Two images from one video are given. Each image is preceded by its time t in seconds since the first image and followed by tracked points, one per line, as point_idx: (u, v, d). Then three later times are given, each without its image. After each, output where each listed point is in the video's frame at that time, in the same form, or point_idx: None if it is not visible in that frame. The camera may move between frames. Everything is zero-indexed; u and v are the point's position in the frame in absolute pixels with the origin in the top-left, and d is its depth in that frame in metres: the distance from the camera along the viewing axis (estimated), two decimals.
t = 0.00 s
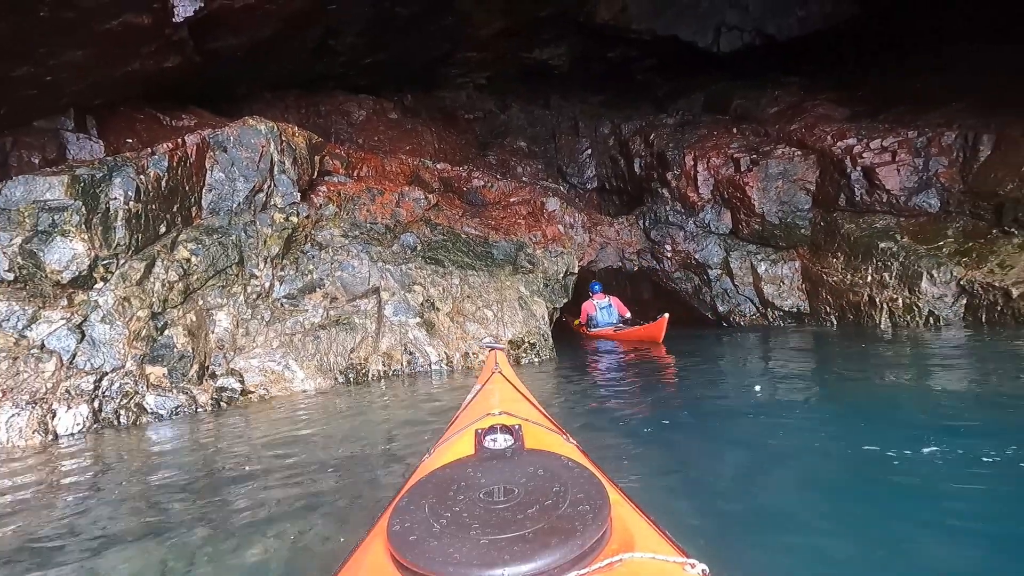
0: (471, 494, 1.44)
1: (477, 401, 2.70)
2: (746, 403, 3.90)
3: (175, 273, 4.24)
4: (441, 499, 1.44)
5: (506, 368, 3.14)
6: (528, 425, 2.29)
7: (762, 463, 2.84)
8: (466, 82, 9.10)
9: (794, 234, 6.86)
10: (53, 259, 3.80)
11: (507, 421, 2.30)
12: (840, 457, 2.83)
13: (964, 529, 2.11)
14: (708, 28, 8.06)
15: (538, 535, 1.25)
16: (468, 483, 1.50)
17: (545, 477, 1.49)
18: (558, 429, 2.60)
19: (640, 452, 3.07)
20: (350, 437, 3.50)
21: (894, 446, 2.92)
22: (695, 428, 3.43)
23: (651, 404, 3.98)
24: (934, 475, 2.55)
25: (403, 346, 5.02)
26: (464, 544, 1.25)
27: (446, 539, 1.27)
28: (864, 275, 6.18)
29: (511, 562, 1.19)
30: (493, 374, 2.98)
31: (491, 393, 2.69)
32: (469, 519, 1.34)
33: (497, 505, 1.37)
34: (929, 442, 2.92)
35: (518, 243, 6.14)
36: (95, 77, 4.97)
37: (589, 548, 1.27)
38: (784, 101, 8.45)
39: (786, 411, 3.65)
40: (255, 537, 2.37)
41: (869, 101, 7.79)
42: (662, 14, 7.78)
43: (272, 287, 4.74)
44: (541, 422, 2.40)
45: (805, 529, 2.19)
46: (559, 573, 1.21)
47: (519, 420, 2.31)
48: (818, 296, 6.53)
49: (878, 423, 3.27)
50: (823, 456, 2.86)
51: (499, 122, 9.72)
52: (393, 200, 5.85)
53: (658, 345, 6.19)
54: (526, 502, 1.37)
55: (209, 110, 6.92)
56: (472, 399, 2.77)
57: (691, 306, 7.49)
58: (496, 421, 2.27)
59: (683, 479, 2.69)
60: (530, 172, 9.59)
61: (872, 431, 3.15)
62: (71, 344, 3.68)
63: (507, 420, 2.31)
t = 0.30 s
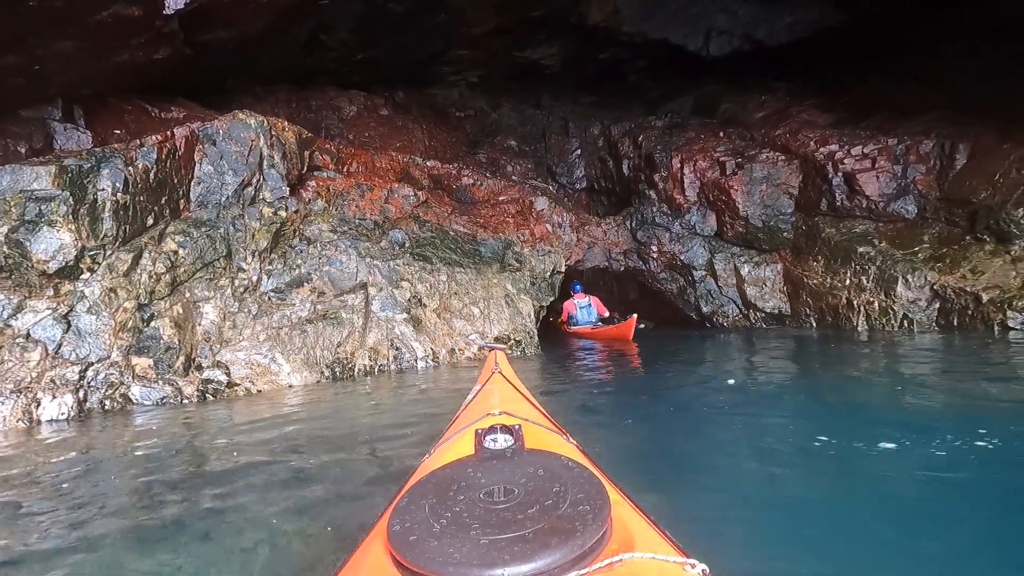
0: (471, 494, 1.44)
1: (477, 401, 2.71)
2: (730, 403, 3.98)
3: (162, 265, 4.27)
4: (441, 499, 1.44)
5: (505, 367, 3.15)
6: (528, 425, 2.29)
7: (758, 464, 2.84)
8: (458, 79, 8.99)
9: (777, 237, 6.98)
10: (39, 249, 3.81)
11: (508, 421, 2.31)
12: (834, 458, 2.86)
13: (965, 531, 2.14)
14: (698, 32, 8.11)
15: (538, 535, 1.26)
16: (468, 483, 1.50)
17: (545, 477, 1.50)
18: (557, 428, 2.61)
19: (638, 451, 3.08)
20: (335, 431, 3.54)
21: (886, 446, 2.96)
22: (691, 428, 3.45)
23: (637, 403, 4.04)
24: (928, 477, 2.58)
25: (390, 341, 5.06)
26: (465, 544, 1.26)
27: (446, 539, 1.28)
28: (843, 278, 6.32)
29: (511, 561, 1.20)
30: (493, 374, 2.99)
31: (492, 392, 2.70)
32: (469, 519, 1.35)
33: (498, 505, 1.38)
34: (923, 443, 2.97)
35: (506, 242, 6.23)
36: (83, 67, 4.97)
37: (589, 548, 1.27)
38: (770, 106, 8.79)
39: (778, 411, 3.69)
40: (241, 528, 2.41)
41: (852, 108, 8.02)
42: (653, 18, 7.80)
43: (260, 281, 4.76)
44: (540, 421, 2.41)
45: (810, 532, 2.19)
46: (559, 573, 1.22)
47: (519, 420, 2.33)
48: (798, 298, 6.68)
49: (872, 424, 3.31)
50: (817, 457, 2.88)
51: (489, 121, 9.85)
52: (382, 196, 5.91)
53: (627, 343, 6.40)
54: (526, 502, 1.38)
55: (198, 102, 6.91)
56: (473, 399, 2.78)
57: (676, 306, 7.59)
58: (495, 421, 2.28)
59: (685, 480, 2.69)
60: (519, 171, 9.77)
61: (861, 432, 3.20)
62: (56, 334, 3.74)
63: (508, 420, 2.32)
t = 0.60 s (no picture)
0: (471, 494, 1.49)
1: (478, 400, 2.76)
2: (717, 406, 4.04)
3: (151, 262, 4.29)
4: (441, 499, 1.49)
5: (505, 366, 3.20)
6: (528, 425, 2.34)
7: (757, 466, 2.89)
8: (451, 83, 9.17)
9: (762, 244, 7.10)
10: (27, 245, 3.82)
11: (508, 420, 2.36)
12: (834, 460, 2.91)
13: (964, 533, 2.19)
14: (687, 40, 8.30)
15: (538, 535, 1.29)
16: (468, 483, 1.55)
17: (545, 477, 1.54)
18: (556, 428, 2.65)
19: (638, 454, 3.11)
20: (322, 430, 3.57)
21: (883, 448, 3.02)
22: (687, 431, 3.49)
23: (625, 406, 4.10)
24: (925, 479, 2.64)
25: (378, 341, 5.08)
26: (464, 544, 1.29)
27: (446, 539, 1.32)
28: (826, 284, 6.42)
29: (511, 562, 1.23)
30: (493, 374, 3.04)
31: (492, 393, 2.75)
32: (469, 519, 1.38)
33: (497, 505, 1.41)
34: (918, 445, 3.03)
35: (496, 244, 6.29)
36: (75, 64, 4.98)
37: (589, 548, 1.30)
38: (758, 114, 8.67)
39: (772, 414, 3.74)
40: (227, 525, 2.44)
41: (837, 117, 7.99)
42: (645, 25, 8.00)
43: (249, 280, 4.78)
44: (540, 422, 2.45)
45: (814, 535, 2.23)
46: (559, 573, 1.24)
47: (519, 420, 2.38)
48: (783, 303, 6.78)
49: (867, 427, 3.37)
50: (816, 459, 2.93)
51: (483, 122, 9.82)
52: (373, 197, 5.93)
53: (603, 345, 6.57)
54: (525, 502, 1.42)
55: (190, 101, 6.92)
56: (473, 398, 2.82)
57: (663, 310, 7.69)
58: (496, 421, 2.33)
59: (688, 482, 2.73)
60: (510, 174, 9.78)
61: (857, 434, 3.26)
62: (43, 331, 3.76)
63: (507, 420, 2.37)
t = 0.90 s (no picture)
0: (471, 494, 1.51)
1: (477, 401, 2.78)
2: (707, 414, 4.08)
3: (143, 258, 4.30)
4: (441, 499, 1.51)
5: (506, 367, 3.24)
6: (527, 425, 2.36)
7: (754, 475, 2.93)
8: (450, 87, 9.25)
9: (753, 256, 7.17)
10: (19, 237, 3.82)
11: (508, 420, 2.38)
12: (830, 471, 2.96)
13: (968, 542, 2.25)
14: (685, 52, 8.43)
15: (538, 535, 1.31)
16: (468, 484, 1.58)
17: (545, 477, 1.57)
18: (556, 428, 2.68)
19: (638, 460, 3.15)
20: (309, 430, 3.58)
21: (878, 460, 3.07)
22: (684, 439, 3.53)
23: (616, 413, 4.13)
24: (921, 491, 2.68)
25: (368, 343, 5.09)
26: (464, 544, 1.31)
27: (446, 539, 1.34)
28: (813, 297, 6.49)
29: (511, 561, 1.25)
30: (493, 374, 3.07)
31: (492, 393, 2.77)
32: (469, 519, 1.41)
33: (498, 505, 1.44)
34: (912, 456, 3.10)
35: (489, 249, 6.32)
36: (73, 58, 5.00)
37: (589, 548, 1.32)
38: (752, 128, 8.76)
39: (764, 423, 3.80)
40: (210, 522, 2.46)
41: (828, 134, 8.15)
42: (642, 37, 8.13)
43: (241, 278, 4.79)
44: (539, 422, 2.47)
45: (822, 543, 2.28)
46: (559, 573, 1.26)
47: (520, 420, 2.40)
48: (771, 316, 6.82)
49: (863, 439, 3.42)
50: (812, 469, 2.98)
51: (480, 128, 9.87)
52: (367, 199, 5.95)
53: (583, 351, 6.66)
54: (525, 502, 1.45)
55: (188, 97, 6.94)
56: (473, 399, 2.86)
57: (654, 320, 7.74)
58: (496, 421, 2.35)
59: (688, 490, 2.77)
60: (506, 180, 9.57)
61: (852, 446, 3.30)
62: (31, 323, 3.77)
63: (507, 420, 2.39)
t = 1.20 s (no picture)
0: (471, 494, 1.53)
1: (477, 400, 2.81)
2: (693, 417, 4.11)
3: (124, 256, 4.28)
4: (441, 499, 1.53)
5: (506, 367, 3.25)
6: (528, 425, 2.37)
7: (751, 478, 2.95)
8: (441, 87, 9.17)
9: (737, 261, 7.25)
10: None
11: (509, 420, 2.39)
12: (826, 475, 2.98)
13: (966, 544, 2.29)
14: (675, 57, 8.41)
15: (538, 535, 1.33)
16: (468, 483, 1.59)
17: (546, 477, 1.58)
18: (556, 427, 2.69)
19: (634, 462, 3.17)
20: (290, 430, 3.57)
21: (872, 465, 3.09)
22: (675, 440, 3.56)
23: (609, 416, 4.14)
24: (915, 495, 2.71)
25: (352, 343, 5.09)
26: (464, 544, 1.33)
27: (446, 539, 1.35)
28: (796, 302, 6.59)
29: (511, 561, 1.26)
30: (493, 374, 3.09)
31: (492, 393, 2.79)
32: (469, 519, 1.42)
33: (498, 505, 1.46)
34: (904, 458, 3.16)
35: (476, 251, 6.30)
36: (56, 52, 4.95)
37: (590, 548, 1.33)
38: (739, 135, 9.05)
39: (750, 425, 3.86)
40: (187, 522, 2.45)
41: (810, 142, 8.25)
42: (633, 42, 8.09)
43: (224, 277, 4.78)
44: (540, 421, 2.47)
45: (825, 546, 2.31)
46: (559, 573, 1.28)
47: (520, 420, 2.41)
48: (755, 320, 6.92)
49: (855, 442, 3.45)
50: (808, 473, 3.00)
51: (470, 129, 9.96)
52: (354, 199, 5.94)
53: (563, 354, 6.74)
54: (526, 502, 1.46)
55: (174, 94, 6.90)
56: (473, 398, 2.87)
57: (640, 324, 7.76)
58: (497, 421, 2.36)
59: (685, 493, 2.78)
60: (495, 181, 9.84)
61: (846, 450, 3.33)
62: (9, 320, 3.75)
63: (508, 420, 2.40)
